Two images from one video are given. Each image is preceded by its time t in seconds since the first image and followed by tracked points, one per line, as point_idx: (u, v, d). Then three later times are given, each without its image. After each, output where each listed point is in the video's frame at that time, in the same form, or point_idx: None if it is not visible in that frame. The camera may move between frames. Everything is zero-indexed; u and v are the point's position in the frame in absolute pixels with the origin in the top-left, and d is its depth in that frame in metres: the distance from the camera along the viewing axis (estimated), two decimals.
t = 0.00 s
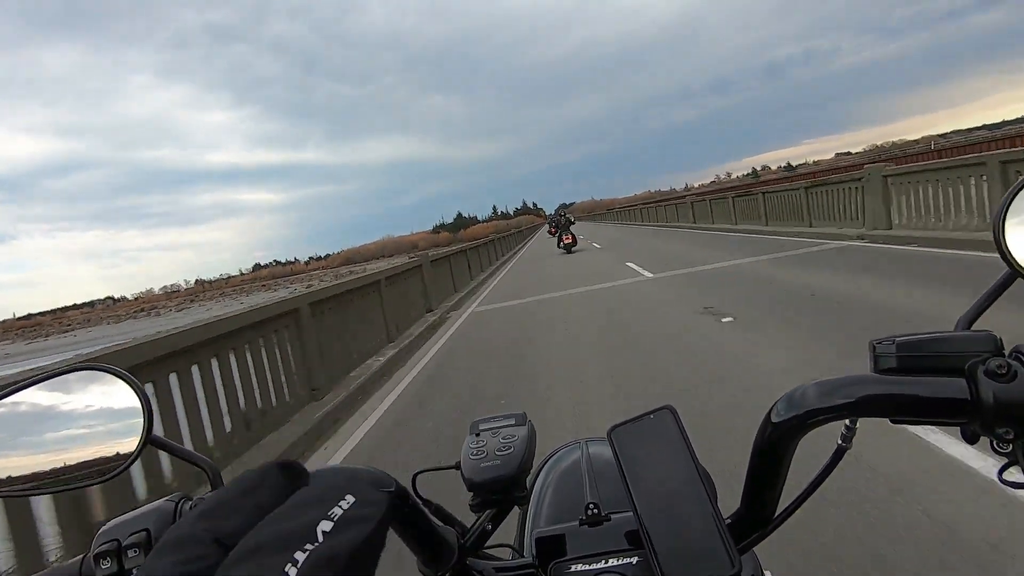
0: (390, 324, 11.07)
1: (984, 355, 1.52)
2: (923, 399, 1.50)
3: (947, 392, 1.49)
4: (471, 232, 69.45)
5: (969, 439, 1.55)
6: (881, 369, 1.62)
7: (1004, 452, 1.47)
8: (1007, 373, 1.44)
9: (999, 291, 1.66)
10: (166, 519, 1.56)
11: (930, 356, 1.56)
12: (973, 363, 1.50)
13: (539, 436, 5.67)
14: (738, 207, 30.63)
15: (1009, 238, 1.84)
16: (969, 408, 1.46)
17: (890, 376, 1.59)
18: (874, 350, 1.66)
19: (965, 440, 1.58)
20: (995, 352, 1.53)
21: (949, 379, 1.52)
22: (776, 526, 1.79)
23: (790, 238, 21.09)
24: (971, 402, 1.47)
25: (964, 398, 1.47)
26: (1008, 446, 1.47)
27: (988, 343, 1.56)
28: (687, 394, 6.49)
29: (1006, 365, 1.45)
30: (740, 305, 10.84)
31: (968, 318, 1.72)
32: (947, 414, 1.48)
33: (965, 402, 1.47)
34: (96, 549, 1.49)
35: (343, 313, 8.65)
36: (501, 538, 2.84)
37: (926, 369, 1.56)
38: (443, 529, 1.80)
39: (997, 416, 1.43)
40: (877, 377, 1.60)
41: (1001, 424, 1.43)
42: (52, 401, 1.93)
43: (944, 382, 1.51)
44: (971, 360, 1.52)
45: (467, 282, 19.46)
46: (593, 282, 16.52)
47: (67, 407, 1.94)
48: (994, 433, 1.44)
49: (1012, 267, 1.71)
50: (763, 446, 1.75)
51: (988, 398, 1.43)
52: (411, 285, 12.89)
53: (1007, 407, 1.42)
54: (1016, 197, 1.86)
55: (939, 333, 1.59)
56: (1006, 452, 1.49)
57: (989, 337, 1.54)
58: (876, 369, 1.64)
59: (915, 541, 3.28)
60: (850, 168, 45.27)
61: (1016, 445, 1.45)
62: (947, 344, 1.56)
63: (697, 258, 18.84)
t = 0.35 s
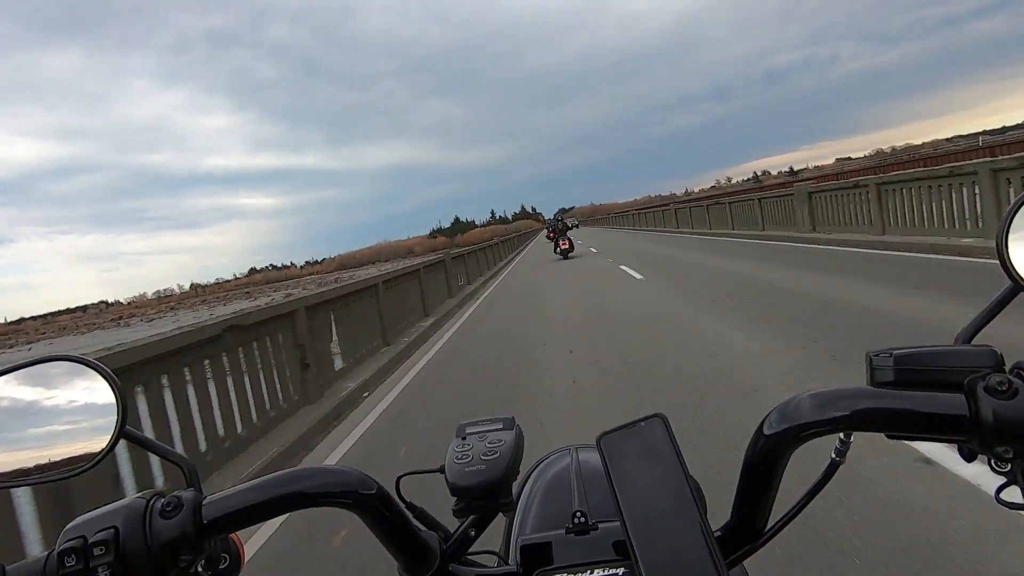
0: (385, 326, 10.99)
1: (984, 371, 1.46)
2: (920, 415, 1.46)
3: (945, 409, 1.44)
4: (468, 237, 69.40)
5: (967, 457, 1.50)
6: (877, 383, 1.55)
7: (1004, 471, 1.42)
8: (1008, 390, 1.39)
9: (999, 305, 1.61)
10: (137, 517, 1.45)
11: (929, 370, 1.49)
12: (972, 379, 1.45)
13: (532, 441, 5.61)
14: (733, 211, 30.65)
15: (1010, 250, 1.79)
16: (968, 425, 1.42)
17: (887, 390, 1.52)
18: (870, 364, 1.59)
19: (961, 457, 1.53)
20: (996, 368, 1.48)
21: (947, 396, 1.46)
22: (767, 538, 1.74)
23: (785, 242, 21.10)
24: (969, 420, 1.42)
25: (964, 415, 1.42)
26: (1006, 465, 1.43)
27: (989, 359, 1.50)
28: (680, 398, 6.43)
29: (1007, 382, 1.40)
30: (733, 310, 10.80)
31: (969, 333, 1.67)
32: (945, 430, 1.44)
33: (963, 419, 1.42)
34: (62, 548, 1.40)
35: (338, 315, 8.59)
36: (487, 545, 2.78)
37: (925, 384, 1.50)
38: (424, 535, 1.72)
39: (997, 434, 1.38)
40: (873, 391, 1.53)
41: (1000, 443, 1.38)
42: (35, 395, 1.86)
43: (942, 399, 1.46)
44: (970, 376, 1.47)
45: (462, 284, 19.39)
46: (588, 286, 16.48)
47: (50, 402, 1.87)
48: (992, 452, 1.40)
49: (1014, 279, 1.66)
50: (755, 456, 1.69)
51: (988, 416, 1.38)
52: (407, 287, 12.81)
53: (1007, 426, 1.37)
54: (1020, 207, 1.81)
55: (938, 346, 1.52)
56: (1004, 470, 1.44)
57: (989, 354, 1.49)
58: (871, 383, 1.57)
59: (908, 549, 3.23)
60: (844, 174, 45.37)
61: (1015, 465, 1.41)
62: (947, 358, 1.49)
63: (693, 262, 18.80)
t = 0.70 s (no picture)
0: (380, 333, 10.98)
1: (987, 366, 1.46)
2: (926, 409, 1.45)
3: (949, 403, 1.44)
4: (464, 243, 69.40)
5: (972, 453, 1.49)
6: (880, 378, 1.56)
7: (1008, 466, 1.41)
8: (1012, 385, 1.39)
9: (1001, 300, 1.61)
10: (135, 526, 1.44)
11: (931, 365, 1.50)
12: (975, 374, 1.45)
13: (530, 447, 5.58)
14: (727, 216, 30.75)
15: (1012, 245, 1.79)
16: (972, 419, 1.42)
17: (890, 386, 1.52)
18: (872, 359, 1.60)
19: (967, 454, 1.53)
20: (999, 363, 1.48)
21: (951, 391, 1.46)
22: (772, 539, 1.73)
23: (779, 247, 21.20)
24: (973, 414, 1.42)
25: (968, 410, 1.42)
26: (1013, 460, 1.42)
27: (992, 354, 1.50)
28: (677, 402, 6.41)
29: (1011, 377, 1.40)
30: (729, 314, 10.80)
31: (970, 327, 1.67)
32: (950, 425, 1.43)
33: (966, 414, 1.42)
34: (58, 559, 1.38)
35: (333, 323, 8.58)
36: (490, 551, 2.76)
37: (928, 379, 1.50)
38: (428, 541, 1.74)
39: (1002, 428, 1.38)
40: (875, 388, 1.53)
41: (1006, 437, 1.38)
42: (34, 406, 1.84)
43: (946, 393, 1.46)
44: (974, 370, 1.46)
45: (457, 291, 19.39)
46: (584, 292, 16.49)
47: (49, 412, 1.85)
48: (998, 447, 1.39)
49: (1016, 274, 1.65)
50: (758, 456, 1.69)
51: (993, 409, 1.38)
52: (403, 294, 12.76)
53: (1012, 420, 1.37)
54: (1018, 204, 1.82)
55: (941, 341, 1.52)
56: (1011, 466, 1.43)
57: (993, 348, 1.49)
58: (874, 379, 1.58)
59: (909, 550, 3.21)
60: (838, 179, 45.49)
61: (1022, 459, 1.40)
62: (950, 354, 1.49)
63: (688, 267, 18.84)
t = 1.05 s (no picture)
0: (377, 340, 10.95)
1: (992, 380, 1.41)
2: (928, 425, 1.41)
3: (953, 419, 1.40)
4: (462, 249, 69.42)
5: (977, 469, 1.45)
6: (881, 394, 1.51)
7: (1015, 483, 1.37)
8: (1019, 400, 1.34)
9: (1003, 311, 1.57)
10: (111, 556, 1.38)
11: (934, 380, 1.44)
12: (980, 389, 1.40)
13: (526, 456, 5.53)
14: (725, 223, 30.79)
15: (1013, 252, 1.75)
16: (977, 435, 1.37)
17: (892, 402, 1.47)
18: (874, 374, 1.54)
19: (972, 469, 1.48)
20: (1004, 377, 1.43)
21: (955, 406, 1.42)
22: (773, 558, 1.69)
23: (776, 254, 21.23)
24: (978, 430, 1.38)
25: (973, 425, 1.38)
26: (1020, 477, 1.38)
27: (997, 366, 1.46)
28: (675, 411, 6.38)
29: (1017, 392, 1.35)
30: (726, 321, 10.76)
31: (972, 339, 1.63)
32: (953, 442, 1.39)
33: (971, 429, 1.38)
34: None
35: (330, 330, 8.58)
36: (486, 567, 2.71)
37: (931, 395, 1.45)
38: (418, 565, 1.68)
39: (1008, 444, 1.34)
40: (878, 402, 1.49)
41: (1012, 454, 1.33)
42: (12, 423, 1.81)
43: (950, 409, 1.41)
44: (979, 385, 1.42)
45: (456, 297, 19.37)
46: (582, 300, 16.48)
47: (29, 430, 1.83)
48: (1006, 464, 1.35)
49: (1017, 284, 1.62)
50: (757, 474, 1.64)
51: (999, 425, 1.34)
52: (398, 300, 12.69)
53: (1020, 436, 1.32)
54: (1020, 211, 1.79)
55: (943, 355, 1.48)
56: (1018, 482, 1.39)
57: (998, 360, 1.44)
58: (875, 394, 1.52)
59: (910, 562, 3.16)
60: (835, 185, 45.59)
61: None
62: (954, 368, 1.45)
63: (685, 274, 18.84)
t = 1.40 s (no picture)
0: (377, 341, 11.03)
1: (973, 375, 1.49)
2: (913, 418, 1.47)
3: (936, 412, 1.46)
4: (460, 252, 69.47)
5: (959, 461, 1.52)
6: (871, 389, 1.59)
7: (996, 473, 1.43)
8: (997, 394, 1.42)
9: (984, 310, 1.65)
10: (135, 545, 1.45)
11: (918, 376, 1.53)
12: (962, 384, 1.47)
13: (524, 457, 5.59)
14: (722, 226, 30.90)
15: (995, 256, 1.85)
16: (959, 427, 1.43)
17: (881, 396, 1.54)
18: (863, 370, 1.63)
19: (955, 460, 1.54)
20: (984, 372, 1.50)
21: (939, 401, 1.49)
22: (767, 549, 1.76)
23: (773, 257, 21.36)
24: (960, 422, 1.44)
25: (954, 418, 1.44)
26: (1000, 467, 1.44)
27: (977, 364, 1.54)
28: (672, 413, 6.46)
29: (995, 386, 1.43)
30: (721, 325, 10.84)
31: (955, 338, 1.70)
32: (938, 432, 1.46)
33: (953, 422, 1.44)
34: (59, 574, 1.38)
35: (331, 331, 8.64)
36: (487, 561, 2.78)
37: (915, 390, 1.53)
38: (425, 555, 1.74)
39: (989, 436, 1.40)
40: (868, 398, 1.55)
41: (991, 445, 1.40)
42: (19, 422, 1.89)
43: (934, 402, 1.48)
44: (960, 380, 1.49)
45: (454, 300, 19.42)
46: (580, 303, 16.56)
47: (34, 428, 1.89)
48: (985, 454, 1.41)
49: (998, 286, 1.69)
50: (752, 468, 1.71)
51: (979, 418, 1.40)
52: (398, 302, 12.74)
53: (999, 428, 1.38)
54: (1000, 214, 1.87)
55: (927, 353, 1.56)
56: (998, 472, 1.46)
57: (978, 358, 1.52)
58: (865, 390, 1.61)
59: (896, 558, 3.25)
60: (831, 189, 45.79)
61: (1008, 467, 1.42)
62: (938, 364, 1.53)
63: (683, 278, 18.92)
